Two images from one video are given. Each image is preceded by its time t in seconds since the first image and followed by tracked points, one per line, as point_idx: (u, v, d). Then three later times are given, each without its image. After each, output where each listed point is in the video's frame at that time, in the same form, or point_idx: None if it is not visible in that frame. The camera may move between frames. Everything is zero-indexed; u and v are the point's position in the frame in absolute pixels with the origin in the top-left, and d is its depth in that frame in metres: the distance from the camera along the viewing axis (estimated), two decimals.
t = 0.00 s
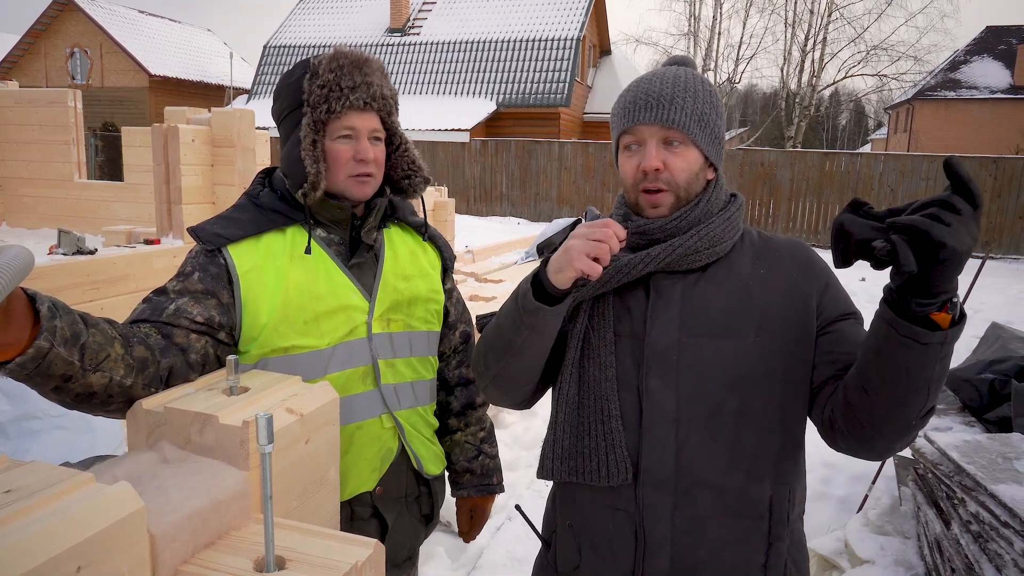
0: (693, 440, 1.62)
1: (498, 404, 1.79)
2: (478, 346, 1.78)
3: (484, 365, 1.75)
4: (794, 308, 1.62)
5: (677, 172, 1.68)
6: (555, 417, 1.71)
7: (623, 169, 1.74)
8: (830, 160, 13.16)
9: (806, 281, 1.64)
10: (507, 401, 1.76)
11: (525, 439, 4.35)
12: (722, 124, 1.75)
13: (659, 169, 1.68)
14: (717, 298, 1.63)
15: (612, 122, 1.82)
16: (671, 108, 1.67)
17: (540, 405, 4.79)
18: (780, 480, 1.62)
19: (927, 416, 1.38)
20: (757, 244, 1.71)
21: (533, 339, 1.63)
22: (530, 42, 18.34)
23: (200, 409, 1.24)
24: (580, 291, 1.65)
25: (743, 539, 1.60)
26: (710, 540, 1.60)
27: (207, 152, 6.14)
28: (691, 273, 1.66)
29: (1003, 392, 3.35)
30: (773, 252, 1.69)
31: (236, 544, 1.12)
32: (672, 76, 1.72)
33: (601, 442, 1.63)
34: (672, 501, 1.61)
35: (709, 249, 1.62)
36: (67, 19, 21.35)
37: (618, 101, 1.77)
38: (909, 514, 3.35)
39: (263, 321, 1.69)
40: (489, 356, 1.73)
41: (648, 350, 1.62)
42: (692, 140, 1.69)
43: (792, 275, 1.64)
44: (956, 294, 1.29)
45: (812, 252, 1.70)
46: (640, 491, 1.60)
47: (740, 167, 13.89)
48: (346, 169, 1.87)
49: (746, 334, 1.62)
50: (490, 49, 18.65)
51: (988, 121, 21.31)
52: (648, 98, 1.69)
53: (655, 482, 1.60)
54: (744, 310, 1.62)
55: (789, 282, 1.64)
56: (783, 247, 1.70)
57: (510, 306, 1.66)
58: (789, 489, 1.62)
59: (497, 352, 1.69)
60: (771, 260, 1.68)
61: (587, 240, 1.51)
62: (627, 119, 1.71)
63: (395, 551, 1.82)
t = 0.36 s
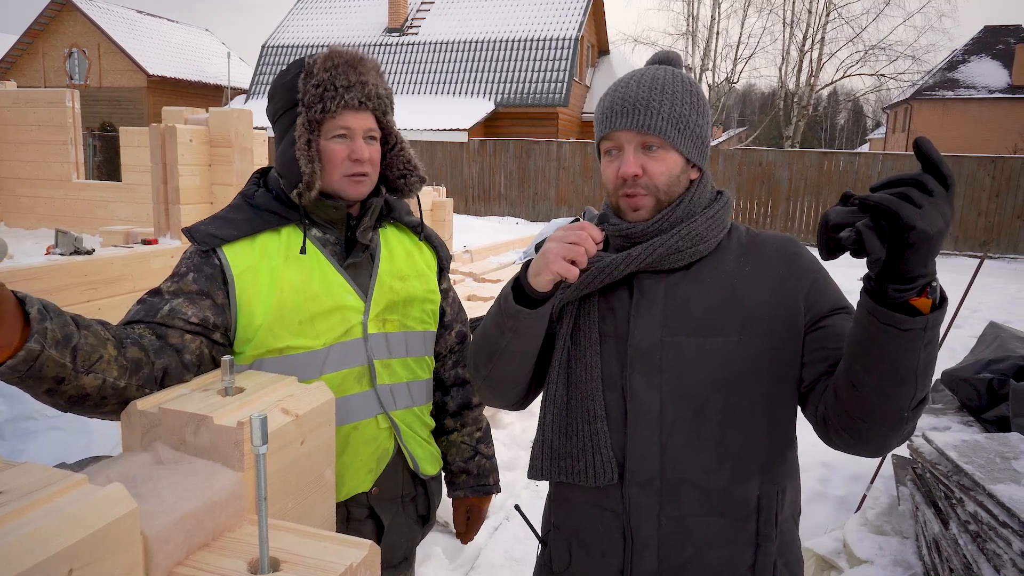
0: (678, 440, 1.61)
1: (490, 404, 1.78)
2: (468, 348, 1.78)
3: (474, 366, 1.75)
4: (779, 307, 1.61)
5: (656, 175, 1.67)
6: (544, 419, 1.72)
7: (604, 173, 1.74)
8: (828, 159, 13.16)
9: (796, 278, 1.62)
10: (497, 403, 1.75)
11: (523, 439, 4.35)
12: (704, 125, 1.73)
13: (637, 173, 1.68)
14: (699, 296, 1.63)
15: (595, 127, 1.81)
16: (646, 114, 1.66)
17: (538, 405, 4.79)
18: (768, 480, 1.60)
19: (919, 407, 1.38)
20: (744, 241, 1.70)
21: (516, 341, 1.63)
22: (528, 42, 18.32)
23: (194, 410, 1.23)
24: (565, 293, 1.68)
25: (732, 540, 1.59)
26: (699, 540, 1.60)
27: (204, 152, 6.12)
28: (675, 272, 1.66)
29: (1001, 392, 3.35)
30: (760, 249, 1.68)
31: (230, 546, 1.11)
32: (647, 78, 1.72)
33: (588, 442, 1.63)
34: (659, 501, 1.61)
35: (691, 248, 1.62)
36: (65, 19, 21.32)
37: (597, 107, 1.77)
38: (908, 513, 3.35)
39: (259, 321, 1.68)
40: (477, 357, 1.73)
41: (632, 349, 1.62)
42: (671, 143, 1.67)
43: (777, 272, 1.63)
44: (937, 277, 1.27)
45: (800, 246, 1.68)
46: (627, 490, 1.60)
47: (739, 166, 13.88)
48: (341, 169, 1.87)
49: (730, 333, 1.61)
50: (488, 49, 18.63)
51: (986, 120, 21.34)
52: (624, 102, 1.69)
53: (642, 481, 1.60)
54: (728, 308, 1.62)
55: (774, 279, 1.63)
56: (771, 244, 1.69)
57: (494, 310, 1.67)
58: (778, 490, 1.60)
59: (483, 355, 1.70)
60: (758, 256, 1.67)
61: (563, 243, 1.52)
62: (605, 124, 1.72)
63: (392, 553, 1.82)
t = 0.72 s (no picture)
0: (671, 451, 1.61)
1: (489, 405, 1.77)
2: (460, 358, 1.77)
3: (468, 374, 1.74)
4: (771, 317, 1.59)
5: (653, 210, 1.62)
6: (539, 429, 1.71)
7: (596, 203, 1.68)
8: (827, 159, 13.17)
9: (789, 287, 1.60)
10: (493, 405, 1.74)
11: (522, 439, 4.34)
12: (700, 145, 1.63)
13: (633, 211, 1.62)
14: (693, 309, 1.62)
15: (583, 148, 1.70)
16: (641, 153, 1.56)
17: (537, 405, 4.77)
18: (760, 488, 1.59)
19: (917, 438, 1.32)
20: (737, 247, 1.67)
21: (501, 358, 1.63)
22: (527, 42, 18.30)
23: (187, 410, 1.22)
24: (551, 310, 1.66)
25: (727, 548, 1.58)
26: (692, 548, 1.59)
27: (202, 152, 6.11)
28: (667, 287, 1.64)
29: (1000, 391, 3.33)
30: (753, 256, 1.65)
31: (223, 548, 1.10)
32: (637, 103, 1.59)
33: (582, 453, 1.63)
34: (653, 511, 1.60)
35: (683, 267, 1.60)
36: (63, 19, 21.27)
37: (586, 135, 1.64)
38: (907, 514, 3.34)
39: (253, 321, 1.67)
40: (469, 371, 1.73)
41: (625, 364, 1.61)
42: (668, 176, 1.59)
43: (770, 280, 1.61)
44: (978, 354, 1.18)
45: (794, 249, 1.67)
46: (621, 501, 1.60)
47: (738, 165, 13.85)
48: (337, 167, 1.86)
49: (724, 346, 1.60)
50: (487, 49, 18.63)
51: (984, 120, 21.38)
52: (614, 139, 1.58)
53: (636, 492, 1.59)
54: (721, 322, 1.61)
55: (767, 289, 1.61)
56: (763, 249, 1.66)
57: (476, 328, 1.67)
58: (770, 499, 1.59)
59: (472, 367, 1.70)
60: (750, 263, 1.64)
61: (534, 268, 1.52)
62: (594, 159, 1.61)
63: (387, 554, 1.81)
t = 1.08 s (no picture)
0: (664, 470, 1.61)
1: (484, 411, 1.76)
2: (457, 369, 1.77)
3: (464, 385, 1.74)
4: (762, 338, 1.60)
5: (640, 231, 1.57)
6: (533, 441, 1.72)
7: (582, 225, 1.61)
8: (827, 158, 13.16)
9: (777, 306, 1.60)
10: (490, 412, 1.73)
11: (521, 439, 4.33)
12: (684, 162, 1.56)
13: (621, 233, 1.56)
14: (686, 331, 1.60)
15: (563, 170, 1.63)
16: (625, 177, 1.49)
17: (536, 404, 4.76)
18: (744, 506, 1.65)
19: None
20: (732, 263, 1.64)
21: (492, 384, 1.64)
22: (526, 41, 18.29)
23: (182, 410, 1.22)
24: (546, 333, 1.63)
25: (713, 558, 1.64)
26: (684, 558, 1.62)
27: (200, 152, 6.10)
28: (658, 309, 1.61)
29: (999, 391, 3.33)
30: (747, 273, 1.63)
31: (217, 549, 1.09)
32: (616, 122, 1.51)
33: (575, 471, 1.63)
34: (647, 527, 1.61)
35: (675, 289, 1.57)
36: (63, 19, 21.27)
37: (566, 159, 1.57)
38: (906, 513, 3.34)
39: (249, 320, 1.66)
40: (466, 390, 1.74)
41: (618, 387, 1.60)
42: (654, 198, 1.52)
43: (763, 300, 1.60)
44: None
45: (787, 265, 1.64)
46: (613, 516, 1.61)
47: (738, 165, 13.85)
48: (332, 165, 1.86)
49: (717, 368, 1.59)
50: (486, 49, 18.62)
51: (984, 120, 21.40)
52: (596, 162, 1.51)
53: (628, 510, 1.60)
54: (713, 345, 1.59)
55: (759, 310, 1.60)
56: (758, 265, 1.63)
57: (470, 358, 1.68)
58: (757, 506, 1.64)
59: (469, 387, 1.71)
60: (744, 283, 1.62)
61: (523, 306, 1.52)
62: (577, 183, 1.54)
63: (383, 555, 1.80)
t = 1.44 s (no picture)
0: (666, 457, 1.61)
1: (474, 414, 1.75)
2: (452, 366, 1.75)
3: (460, 385, 1.72)
4: (761, 325, 1.62)
5: (654, 201, 1.60)
6: (529, 433, 1.68)
7: (594, 194, 1.63)
8: (827, 158, 13.16)
9: (772, 296, 1.63)
10: (483, 414, 1.72)
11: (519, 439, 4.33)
12: (697, 139, 1.65)
13: (635, 199, 1.59)
14: (688, 317, 1.61)
15: (578, 139, 1.67)
16: (649, 138, 1.55)
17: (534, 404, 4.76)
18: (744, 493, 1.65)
19: None
20: (728, 252, 1.68)
21: (499, 371, 1.61)
22: (525, 41, 18.29)
23: (173, 411, 1.22)
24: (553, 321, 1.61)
25: (712, 549, 1.63)
26: (684, 549, 1.62)
27: (199, 152, 6.09)
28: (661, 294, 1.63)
29: (996, 391, 3.32)
30: (744, 263, 1.66)
31: (207, 548, 1.09)
32: (642, 92, 1.58)
33: (575, 461, 1.62)
34: (647, 515, 1.61)
35: (678, 273, 1.59)
36: (63, 20, 21.27)
37: (587, 121, 1.61)
38: (903, 513, 3.34)
39: (241, 320, 1.66)
40: (462, 381, 1.71)
41: (622, 372, 1.60)
42: (670, 167, 1.59)
43: (760, 291, 1.63)
44: None
45: (781, 257, 1.69)
46: (615, 505, 1.60)
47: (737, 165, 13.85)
48: (326, 165, 1.86)
49: (718, 355, 1.61)
50: (486, 49, 18.62)
51: (983, 120, 21.40)
52: (620, 125, 1.57)
53: (631, 497, 1.59)
54: (716, 331, 1.61)
55: (757, 297, 1.63)
56: (753, 255, 1.67)
57: (472, 339, 1.65)
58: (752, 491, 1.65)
59: (467, 382, 1.68)
60: (741, 271, 1.65)
61: (541, 286, 1.48)
62: (598, 146, 1.59)
63: (375, 554, 1.81)
